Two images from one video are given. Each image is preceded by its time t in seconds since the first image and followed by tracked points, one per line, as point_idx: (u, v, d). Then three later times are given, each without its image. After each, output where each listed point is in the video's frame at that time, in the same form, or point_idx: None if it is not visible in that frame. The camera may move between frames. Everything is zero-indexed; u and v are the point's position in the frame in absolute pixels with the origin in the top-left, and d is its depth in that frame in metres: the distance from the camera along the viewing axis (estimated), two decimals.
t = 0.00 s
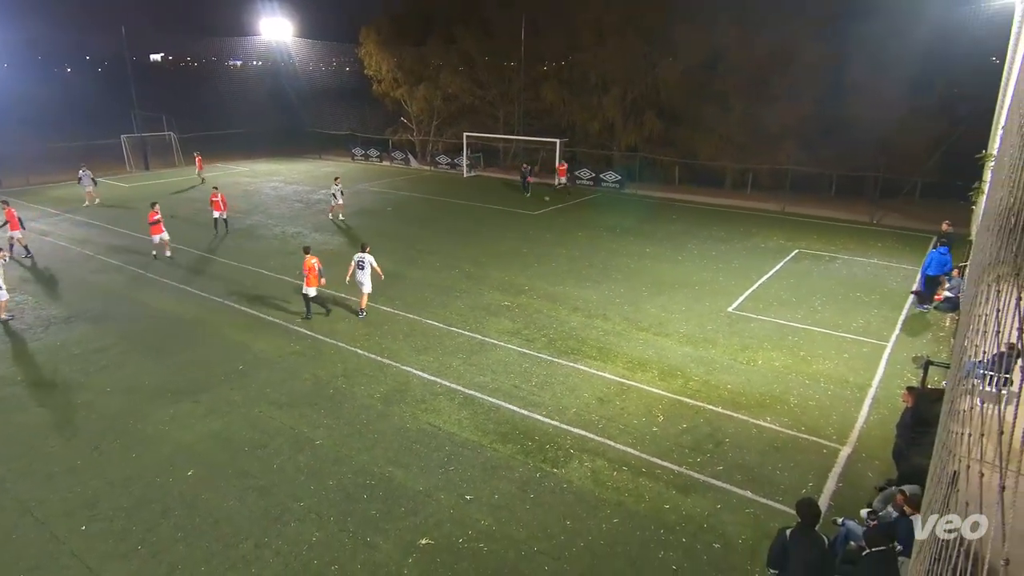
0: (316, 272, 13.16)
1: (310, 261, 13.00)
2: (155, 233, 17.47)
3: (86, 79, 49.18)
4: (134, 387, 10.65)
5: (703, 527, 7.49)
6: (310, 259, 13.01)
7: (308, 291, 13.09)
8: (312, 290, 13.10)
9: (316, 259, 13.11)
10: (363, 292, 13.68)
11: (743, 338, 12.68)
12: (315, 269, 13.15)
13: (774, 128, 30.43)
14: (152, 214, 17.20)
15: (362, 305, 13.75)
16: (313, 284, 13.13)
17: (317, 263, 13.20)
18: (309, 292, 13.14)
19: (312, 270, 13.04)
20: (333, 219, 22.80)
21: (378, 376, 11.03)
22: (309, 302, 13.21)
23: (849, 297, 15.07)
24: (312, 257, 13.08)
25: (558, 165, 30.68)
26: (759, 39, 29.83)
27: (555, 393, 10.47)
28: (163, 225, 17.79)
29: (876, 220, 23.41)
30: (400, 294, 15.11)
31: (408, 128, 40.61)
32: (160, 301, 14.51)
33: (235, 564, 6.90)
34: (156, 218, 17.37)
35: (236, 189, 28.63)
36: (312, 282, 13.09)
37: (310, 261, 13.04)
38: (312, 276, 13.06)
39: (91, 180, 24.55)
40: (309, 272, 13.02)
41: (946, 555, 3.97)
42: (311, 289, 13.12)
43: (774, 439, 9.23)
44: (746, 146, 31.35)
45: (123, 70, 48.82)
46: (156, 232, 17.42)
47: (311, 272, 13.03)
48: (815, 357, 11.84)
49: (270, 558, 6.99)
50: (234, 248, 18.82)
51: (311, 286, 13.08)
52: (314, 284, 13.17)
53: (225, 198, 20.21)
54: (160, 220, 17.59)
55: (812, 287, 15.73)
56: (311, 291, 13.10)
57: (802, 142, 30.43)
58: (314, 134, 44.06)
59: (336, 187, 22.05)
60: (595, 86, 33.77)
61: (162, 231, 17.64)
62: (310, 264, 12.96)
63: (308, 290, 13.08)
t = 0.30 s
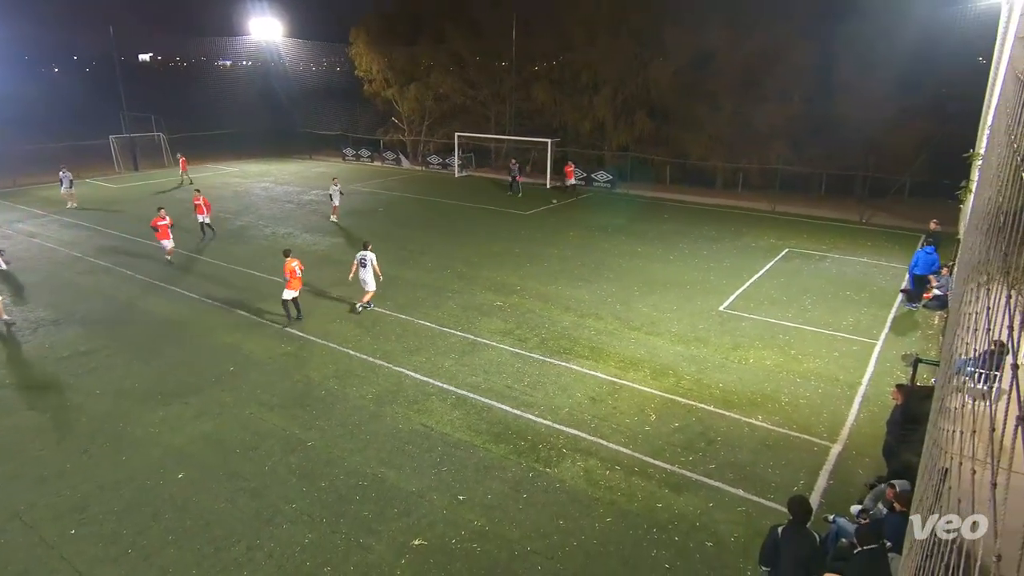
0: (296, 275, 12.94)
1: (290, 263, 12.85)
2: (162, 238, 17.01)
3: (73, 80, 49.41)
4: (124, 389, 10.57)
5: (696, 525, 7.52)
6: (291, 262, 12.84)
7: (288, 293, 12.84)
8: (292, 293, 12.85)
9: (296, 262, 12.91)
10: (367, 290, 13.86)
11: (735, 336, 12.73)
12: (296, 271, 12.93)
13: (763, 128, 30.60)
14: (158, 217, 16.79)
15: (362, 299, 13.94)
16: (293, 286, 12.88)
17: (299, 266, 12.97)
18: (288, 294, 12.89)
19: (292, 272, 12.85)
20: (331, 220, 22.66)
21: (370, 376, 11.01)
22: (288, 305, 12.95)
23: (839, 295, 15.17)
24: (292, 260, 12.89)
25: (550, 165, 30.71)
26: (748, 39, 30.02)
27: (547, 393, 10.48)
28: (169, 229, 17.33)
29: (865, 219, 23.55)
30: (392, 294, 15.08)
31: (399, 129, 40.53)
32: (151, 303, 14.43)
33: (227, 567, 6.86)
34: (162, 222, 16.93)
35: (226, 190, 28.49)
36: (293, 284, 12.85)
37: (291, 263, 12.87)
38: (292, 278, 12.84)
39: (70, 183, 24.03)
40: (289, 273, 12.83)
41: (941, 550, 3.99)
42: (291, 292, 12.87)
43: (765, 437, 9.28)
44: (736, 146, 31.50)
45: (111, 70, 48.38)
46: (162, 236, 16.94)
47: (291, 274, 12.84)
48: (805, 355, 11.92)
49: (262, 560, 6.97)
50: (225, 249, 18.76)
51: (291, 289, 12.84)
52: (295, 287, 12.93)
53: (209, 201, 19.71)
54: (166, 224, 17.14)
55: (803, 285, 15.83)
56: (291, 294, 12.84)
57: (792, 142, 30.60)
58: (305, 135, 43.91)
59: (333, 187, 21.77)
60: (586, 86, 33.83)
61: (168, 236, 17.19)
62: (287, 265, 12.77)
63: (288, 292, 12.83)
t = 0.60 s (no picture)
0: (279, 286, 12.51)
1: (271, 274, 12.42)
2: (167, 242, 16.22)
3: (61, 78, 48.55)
4: (114, 391, 10.49)
5: (689, 524, 7.54)
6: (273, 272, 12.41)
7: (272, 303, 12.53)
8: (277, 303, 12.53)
9: (277, 274, 12.43)
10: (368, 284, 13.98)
11: (726, 336, 12.78)
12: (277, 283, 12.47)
13: (754, 128, 30.74)
14: (162, 224, 16.12)
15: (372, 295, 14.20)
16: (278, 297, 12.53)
17: (282, 277, 12.50)
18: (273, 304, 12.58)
19: (273, 285, 12.43)
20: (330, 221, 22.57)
21: (362, 377, 10.97)
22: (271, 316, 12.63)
23: (829, 294, 15.26)
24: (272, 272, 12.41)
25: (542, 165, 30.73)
26: (738, 39, 30.14)
27: (540, 393, 10.48)
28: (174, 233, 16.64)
29: (855, 218, 23.70)
30: (383, 295, 15.03)
31: (390, 129, 40.44)
32: (141, 304, 14.34)
33: (218, 570, 6.82)
34: (166, 228, 16.26)
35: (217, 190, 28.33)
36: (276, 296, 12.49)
37: (274, 274, 12.44)
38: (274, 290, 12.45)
39: (49, 186, 23.54)
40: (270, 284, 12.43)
41: (936, 549, 3.99)
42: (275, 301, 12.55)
43: (757, 435, 9.32)
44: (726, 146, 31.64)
45: (99, 70, 47.97)
46: (166, 243, 16.31)
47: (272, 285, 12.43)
48: (796, 354, 11.98)
49: (255, 562, 6.93)
50: (215, 249, 18.69)
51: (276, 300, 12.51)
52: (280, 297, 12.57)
53: (192, 206, 19.35)
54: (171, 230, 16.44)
55: (793, 284, 15.91)
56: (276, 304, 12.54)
57: (782, 142, 30.75)
58: (296, 135, 43.73)
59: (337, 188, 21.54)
60: (577, 86, 33.90)
61: (173, 241, 16.54)
62: (268, 276, 12.38)
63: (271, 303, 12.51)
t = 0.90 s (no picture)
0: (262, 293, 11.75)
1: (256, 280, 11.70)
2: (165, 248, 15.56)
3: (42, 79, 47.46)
4: (99, 395, 10.38)
5: (678, 522, 7.57)
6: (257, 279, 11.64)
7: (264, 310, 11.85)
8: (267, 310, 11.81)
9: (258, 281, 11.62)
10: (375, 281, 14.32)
11: (714, 334, 12.86)
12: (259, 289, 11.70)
13: (740, 127, 30.94)
14: (163, 230, 15.58)
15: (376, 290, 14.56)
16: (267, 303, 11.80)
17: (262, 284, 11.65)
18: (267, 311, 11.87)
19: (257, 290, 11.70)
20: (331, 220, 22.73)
21: (351, 378, 10.93)
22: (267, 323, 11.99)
23: (815, 292, 15.40)
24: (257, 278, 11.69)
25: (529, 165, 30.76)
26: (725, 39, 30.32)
27: (529, 393, 10.49)
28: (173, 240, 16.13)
29: (841, 217, 23.90)
30: (372, 295, 14.95)
31: (378, 129, 40.31)
32: (128, 306, 14.21)
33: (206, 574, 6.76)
34: (167, 234, 15.74)
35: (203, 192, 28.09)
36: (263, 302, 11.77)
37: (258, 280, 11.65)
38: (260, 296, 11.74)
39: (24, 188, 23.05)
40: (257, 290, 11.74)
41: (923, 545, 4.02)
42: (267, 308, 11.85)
43: (746, 433, 9.37)
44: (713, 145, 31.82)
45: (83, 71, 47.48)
46: (166, 249, 15.77)
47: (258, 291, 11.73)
48: (784, 352, 12.07)
49: (243, 565, 6.88)
50: (201, 251, 18.55)
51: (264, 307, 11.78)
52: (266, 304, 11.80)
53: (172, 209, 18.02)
54: (171, 236, 15.94)
55: (780, 283, 16.04)
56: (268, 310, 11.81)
57: (768, 141, 30.97)
58: (282, 135, 43.45)
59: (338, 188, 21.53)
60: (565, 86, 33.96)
61: (173, 248, 16.02)
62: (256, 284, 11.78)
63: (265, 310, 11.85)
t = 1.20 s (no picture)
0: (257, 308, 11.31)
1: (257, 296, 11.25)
2: (162, 255, 14.90)
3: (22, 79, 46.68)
4: (83, 398, 10.24)
5: (668, 520, 7.60)
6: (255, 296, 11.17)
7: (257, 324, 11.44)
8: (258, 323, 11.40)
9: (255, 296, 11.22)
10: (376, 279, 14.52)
11: (701, 333, 12.93)
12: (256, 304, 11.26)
13: (726, 127, 31.13)
14: (158, 233, 14.76)
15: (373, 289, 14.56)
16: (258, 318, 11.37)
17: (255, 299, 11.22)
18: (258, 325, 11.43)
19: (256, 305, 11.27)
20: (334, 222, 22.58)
21: (339, 380, 10.87)
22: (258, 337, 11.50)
23: (801, 291, 15.53)
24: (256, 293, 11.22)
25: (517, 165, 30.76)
26: (711, 40, 30.49)
27: (518, 392, 10.50)
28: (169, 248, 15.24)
29: (826, 215, 24.12)
30: (360, 296, 14.88)
31: (365, 130, 40.14)
32: (112, 309, 14.05)
33: None
34: (162, 238, 14.90)
35: (188, 193, 27.83)
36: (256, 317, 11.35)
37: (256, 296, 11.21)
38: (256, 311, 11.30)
39: None
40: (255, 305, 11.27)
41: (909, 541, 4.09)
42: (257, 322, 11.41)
43: (733, 431, 9.43)
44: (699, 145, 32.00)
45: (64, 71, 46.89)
46: (161, 254, 14.87)
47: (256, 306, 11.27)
48: (770, 350, 12.16)
49: (231, 569, 6.82)
50: (186, 253, 18.39)
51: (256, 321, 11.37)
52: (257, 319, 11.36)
53: (148, 213, 17.55)
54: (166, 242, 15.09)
55: (766, 281, 16.16)
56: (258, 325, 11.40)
57: (754, 141, 31.18)
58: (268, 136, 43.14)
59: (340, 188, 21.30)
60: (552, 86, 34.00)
61: (168, 254, 15.12)
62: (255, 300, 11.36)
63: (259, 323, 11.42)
